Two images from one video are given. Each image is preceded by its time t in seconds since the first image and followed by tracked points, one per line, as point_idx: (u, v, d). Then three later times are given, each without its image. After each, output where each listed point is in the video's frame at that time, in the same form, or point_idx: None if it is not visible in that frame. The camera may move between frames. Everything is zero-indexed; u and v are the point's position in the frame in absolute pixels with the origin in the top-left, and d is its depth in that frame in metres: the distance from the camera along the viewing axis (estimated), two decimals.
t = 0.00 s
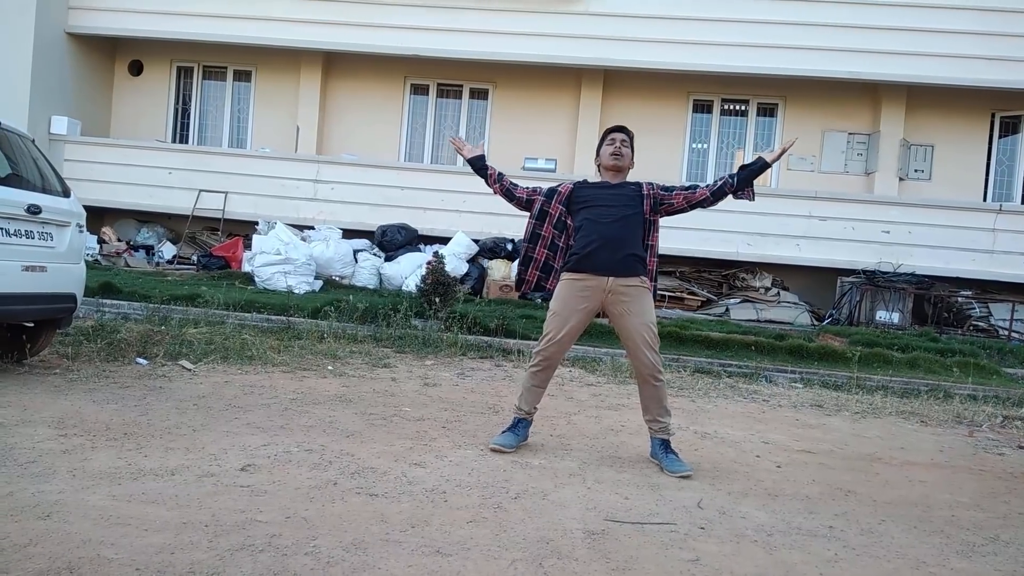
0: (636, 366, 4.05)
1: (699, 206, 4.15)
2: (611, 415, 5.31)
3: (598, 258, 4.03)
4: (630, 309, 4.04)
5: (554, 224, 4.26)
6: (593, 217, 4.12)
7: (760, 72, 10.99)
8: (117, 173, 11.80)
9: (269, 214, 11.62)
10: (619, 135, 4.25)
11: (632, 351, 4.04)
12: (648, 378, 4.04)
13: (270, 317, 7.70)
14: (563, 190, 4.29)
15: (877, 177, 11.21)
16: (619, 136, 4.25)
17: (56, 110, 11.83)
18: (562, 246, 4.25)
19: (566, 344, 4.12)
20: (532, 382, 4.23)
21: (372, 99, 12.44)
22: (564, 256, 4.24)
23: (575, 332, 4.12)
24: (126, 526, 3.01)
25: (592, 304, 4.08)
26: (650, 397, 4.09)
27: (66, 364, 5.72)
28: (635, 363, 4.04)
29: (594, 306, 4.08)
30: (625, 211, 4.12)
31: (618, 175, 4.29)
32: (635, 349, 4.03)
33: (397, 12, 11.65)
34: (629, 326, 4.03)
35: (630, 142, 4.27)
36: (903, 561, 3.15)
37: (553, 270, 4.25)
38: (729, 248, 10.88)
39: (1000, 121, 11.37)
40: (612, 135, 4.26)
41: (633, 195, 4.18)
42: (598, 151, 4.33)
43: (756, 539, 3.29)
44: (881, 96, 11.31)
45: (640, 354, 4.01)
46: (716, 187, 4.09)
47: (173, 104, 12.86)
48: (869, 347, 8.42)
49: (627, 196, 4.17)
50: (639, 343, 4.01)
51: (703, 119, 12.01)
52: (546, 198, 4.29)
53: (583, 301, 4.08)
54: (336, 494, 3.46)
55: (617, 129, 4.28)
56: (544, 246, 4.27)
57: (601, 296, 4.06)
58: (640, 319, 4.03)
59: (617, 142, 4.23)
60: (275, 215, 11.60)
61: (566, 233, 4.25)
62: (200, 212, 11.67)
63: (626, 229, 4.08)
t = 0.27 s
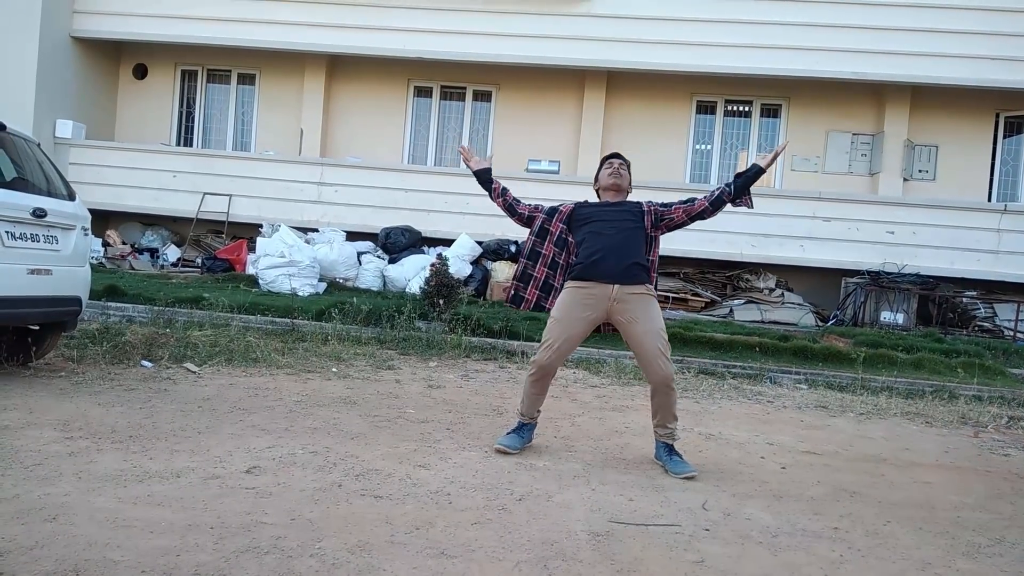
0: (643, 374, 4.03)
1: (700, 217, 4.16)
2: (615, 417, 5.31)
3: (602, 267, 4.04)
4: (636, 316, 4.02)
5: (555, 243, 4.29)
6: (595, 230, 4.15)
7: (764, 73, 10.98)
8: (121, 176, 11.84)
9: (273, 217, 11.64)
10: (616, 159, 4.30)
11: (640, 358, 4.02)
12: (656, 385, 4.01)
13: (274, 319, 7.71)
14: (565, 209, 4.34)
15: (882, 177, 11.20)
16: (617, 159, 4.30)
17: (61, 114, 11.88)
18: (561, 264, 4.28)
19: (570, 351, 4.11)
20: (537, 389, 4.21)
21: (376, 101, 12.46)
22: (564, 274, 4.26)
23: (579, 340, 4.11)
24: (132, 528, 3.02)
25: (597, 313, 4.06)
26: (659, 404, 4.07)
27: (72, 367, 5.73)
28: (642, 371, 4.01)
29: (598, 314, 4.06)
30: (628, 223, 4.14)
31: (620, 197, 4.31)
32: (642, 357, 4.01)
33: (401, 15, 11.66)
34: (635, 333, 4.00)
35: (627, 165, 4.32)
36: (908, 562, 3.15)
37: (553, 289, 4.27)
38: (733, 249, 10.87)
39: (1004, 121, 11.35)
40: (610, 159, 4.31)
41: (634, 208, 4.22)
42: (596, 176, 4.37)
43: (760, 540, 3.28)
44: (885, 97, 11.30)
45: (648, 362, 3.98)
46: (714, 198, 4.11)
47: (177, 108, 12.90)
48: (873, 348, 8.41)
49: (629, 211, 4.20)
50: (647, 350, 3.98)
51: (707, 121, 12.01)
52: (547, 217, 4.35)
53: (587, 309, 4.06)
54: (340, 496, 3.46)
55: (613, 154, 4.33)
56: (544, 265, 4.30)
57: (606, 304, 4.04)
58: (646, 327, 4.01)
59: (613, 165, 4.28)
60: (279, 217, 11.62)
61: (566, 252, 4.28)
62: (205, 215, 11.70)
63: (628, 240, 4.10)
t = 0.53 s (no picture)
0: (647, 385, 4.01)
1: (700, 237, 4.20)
2: (615, 421, 5.31)
3: (603, 278, 4.05)
4: (641, 327, 4.02)
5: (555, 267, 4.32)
6: (595, 247, 4.18)
7: (765, 76, 10.98)
8: (122, 179, 11.84)
9: (274, 219, 11.65)
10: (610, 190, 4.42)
11: (644, 369, 4.01)
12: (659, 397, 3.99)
13: (275, 322, 7.71)
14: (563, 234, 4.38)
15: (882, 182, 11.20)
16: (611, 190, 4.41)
17: (62, 116, 11.88)
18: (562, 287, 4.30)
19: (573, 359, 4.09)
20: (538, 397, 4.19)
21: (377, 104, 12.47)
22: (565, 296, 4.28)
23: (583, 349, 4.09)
24: (133, 531, 3.02)
25: (600, 323, 4.04)
26: (662, 414, 4.05)
27: (72, 370, 5.73)
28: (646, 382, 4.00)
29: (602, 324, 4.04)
30: (629, 240, 4.19)
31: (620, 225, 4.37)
32: (646, 368, 3.99)
33: (402, 18, 11.67)
34: (639, 344, 3.99)
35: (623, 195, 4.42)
36: (909, 567, 3.14)
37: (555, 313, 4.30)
38: (734, 253, 10.88)
39: (1005, 126, 11.35)
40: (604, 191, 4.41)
41: (633, 228, 4.28)
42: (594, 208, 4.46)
43: (762, 546, 3.28)
44: (885, 102, 11.31)
45: (652, 373, 3.97)
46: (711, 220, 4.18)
47: (178, 110, 12.91)
48: (874, 353, 8.40)
49: (629, 229, 4.25)
50: (651, 361, 3.97)
51: (707, 125, 12.03)
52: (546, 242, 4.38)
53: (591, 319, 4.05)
54: (341, 500, 3.46)
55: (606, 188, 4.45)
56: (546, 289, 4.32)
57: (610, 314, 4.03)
58: (650, 337, 4.00)
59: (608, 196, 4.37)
60: (280, 220, 11.63)
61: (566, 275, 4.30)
62: (205, 217, 11.70)
63: (630, 254, 4.14)
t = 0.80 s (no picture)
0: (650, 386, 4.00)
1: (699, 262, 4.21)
2: (619, 423, 5.29)
3: (607, 280, 4.04)
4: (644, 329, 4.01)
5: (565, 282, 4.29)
6: (601, 250, 4.17)
7: (766, 75, 10.96)
8: (124, 186, 11.86)
9: (276, 225, 11.65)
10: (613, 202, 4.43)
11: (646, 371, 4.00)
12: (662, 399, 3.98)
13: (277, 327, 7.70)
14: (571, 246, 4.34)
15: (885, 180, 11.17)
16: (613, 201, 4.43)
17: (63, 124, 11.90)
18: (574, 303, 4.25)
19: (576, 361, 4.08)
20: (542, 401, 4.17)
21: (378, 108, 12.47)
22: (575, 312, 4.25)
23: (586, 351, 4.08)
24: (136, 538, 3.00)
25: (604, 326, 4.03)
26: (666, 417, 4.04)
27: (75, 377, 5.72)
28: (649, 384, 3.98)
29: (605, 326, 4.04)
30: (633, 244, 4.19)
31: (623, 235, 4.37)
32: (649, 370, 3.98)
33: (402, 22, 11.66)
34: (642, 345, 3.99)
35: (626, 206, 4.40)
36: (917, 567, 3.12)
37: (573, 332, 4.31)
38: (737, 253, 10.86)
39: (1007, 121, 11.32)
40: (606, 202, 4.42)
41: (638, 235, 4.28)
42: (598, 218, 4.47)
43: (768, 546, 3.26)
44: (887, 100, 11.28)
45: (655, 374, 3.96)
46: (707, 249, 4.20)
47: (179, 117, 12.92)
48: (878, 351, 8.37)
49: (634, 236, 4.25)
50: (653, 362, 3.96)
51: (709, 125, 12.00)
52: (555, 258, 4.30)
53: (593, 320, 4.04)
54: (345, 505, 3.44)
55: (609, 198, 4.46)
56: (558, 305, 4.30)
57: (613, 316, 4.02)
58: (654, 339, 3.99)
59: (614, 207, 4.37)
60: (282, 225, 11.63)
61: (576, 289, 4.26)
62: (207, 224, 11.71)
63: (635, 257, 4.12)
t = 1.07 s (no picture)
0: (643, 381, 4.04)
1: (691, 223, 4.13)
2: (614, 428, 5.33)
3: (605, 273, 4.08)
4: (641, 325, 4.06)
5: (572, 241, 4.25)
6: (601, 236, 4.16)
7: (764, 85, 11.02)
8: (124, 187, 11.90)
9: (274, 227, 11.69)
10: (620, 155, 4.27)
11: (641, 366, 4.04)
12: (654, 394, 4.02)
13: (275, 330, 7.73)
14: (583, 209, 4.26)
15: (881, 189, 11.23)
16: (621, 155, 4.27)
17: (63, 126, 11.93)
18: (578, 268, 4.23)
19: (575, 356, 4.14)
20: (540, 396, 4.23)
21: (377, 112, 12.52)
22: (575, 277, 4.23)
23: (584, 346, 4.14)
24: (133, 539, 3.04)
25: (601, 319, 4.10)
26: (658, 413, 4.07)
27: (73, 378, 5.74)
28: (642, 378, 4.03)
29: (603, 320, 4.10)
30: (634, 228, 4.16)
31: (627, 193, 4.32)
32: (643, 365, 4.02)
33: (402, 27, 11.71)
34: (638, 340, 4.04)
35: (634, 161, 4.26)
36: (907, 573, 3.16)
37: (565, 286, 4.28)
38: (733, 260, 10.92)
39: (1003, 132, 11.39)
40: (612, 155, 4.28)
41: (640, 211, 4.21)
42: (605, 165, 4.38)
43: (759, 551, 3.29)
44: (884, 110, 11.35)
45: (649, 369, 4.00)
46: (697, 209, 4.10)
47: (179, 119, 12.96)
48: (873, 359, 8.42)
49: (636, 214, 4.20)
50: (648, 356, 4.01)
51: (706, 132, 12.06)
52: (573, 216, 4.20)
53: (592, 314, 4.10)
54: (341, 507, 3.48)
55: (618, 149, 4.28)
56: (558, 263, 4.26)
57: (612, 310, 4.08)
58: (650, 335, 4.03)
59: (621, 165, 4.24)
60: (280, 228, 11.66)
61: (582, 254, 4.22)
62: (206, 226, 11.74)
63: (634, 244, 4.12)
